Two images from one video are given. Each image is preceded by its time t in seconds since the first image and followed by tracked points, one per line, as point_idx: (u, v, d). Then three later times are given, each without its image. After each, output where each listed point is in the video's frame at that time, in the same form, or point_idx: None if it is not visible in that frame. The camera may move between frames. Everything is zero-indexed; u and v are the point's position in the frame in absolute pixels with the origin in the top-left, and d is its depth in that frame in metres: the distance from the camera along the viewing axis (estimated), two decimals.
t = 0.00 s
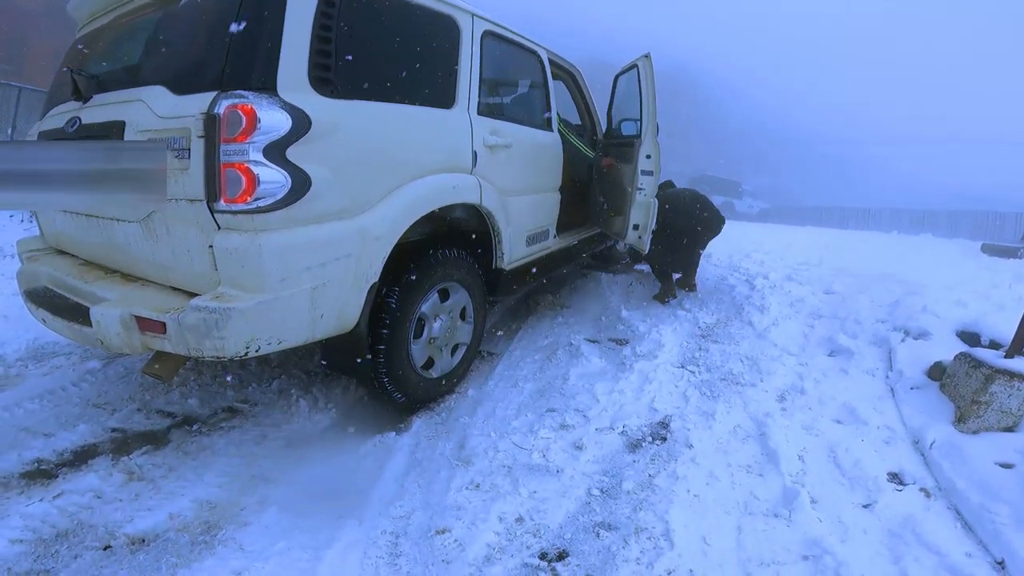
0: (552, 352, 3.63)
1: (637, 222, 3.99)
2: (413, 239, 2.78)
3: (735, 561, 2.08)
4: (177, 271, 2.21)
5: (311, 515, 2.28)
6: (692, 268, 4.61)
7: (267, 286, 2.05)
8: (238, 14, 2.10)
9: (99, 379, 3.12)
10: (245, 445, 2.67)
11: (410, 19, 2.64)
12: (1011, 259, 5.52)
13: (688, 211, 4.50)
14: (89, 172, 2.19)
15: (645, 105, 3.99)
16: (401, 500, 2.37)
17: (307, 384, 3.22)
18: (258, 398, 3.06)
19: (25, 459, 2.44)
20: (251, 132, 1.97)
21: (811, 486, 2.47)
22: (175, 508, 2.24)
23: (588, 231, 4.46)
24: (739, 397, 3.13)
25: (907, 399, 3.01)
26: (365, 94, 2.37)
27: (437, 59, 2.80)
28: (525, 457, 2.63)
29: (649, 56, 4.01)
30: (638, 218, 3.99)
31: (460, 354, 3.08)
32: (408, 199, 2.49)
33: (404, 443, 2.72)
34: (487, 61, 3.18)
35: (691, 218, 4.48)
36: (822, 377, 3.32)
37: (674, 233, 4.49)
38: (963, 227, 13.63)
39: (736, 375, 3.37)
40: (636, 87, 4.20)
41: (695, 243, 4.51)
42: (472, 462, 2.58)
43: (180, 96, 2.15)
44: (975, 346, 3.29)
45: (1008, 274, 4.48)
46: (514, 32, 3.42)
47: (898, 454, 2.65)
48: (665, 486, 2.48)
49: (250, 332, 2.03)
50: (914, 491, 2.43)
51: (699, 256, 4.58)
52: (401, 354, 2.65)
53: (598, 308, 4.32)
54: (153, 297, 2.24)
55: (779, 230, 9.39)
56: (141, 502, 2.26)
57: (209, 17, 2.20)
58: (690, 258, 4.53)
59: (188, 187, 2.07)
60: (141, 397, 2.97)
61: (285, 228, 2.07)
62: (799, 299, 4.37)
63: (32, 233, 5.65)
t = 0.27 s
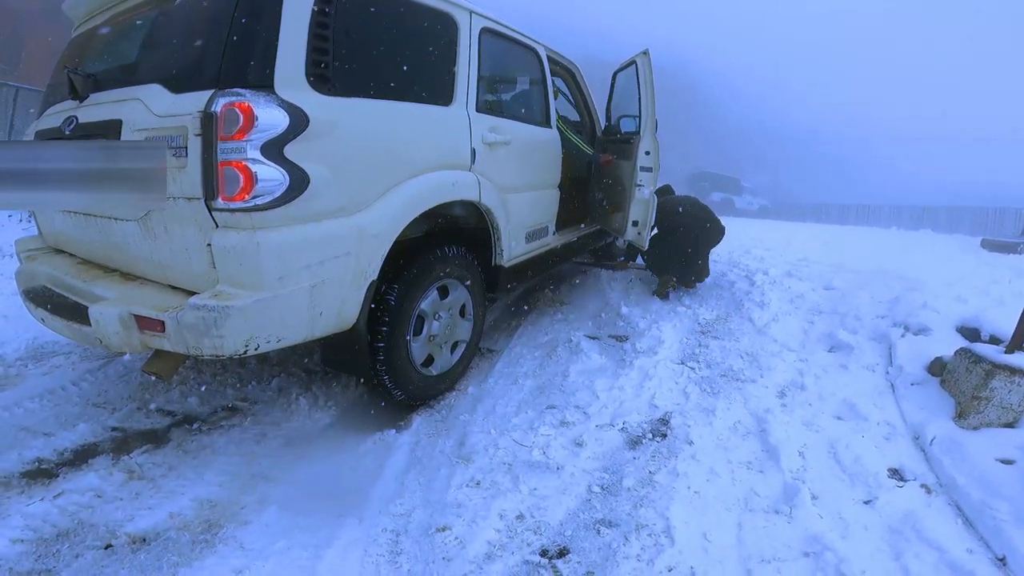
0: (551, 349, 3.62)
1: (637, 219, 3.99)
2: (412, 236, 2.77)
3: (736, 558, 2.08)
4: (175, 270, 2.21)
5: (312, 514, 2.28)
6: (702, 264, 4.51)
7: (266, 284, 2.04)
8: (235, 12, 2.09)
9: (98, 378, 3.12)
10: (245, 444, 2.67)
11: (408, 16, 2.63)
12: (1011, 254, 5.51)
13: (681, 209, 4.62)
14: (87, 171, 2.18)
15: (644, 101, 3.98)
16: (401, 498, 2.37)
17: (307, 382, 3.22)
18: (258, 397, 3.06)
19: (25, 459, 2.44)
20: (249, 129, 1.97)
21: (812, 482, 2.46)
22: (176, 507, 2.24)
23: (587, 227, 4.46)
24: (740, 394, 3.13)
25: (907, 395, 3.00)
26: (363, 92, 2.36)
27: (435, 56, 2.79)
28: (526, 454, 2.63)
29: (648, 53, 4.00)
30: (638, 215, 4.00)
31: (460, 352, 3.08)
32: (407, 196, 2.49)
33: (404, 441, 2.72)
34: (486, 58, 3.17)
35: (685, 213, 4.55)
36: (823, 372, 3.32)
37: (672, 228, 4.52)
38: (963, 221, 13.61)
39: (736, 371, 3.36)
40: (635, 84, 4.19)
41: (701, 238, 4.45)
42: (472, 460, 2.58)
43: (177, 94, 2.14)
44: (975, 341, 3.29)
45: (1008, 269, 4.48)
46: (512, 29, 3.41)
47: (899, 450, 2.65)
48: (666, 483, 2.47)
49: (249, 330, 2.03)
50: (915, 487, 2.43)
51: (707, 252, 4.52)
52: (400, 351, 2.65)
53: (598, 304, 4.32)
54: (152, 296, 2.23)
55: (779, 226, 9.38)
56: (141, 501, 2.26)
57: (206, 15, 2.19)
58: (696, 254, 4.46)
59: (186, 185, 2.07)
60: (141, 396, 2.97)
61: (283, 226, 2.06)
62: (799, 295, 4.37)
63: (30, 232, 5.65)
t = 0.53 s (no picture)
0: (553, 348, 3.62)
1: (638, 218, 3.99)
2: (414, 235, 2.77)
3: (739, 557, 2.08)
4: (177, 270, 2.21)
5: (315, 513, 2.28)
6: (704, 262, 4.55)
7: (268, 284, 2.04)
8: (236, 12, 2.09)
9: (101, 378, 3.12)
10: (248, 444, 2.67)
11: (409, 16, 2.63)
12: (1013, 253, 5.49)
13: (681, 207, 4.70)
14: (89, 172, 2.18)
15: (645, 100, 3.98)
16: (404, 497, 2.37)
17: (309, 382, 3.22)
18: (261, 397, 3.06)
19: (29, 459, 2.44)
20: (251, 130, 1.97)
21: (815, 481, 2.46)
22: (179, 507, 2.24)
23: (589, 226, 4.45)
24: (742, 393, 3.13)
25: (910, 394, 3.00)
26: (364, 92, 2.36)
27: (436, 55, 2.79)
28: (528, 453, 2.63)
29: (649, 51, 4.00)
30: (639, 213, 4.00)
31: (461, 351, 3.08)
32: (408, 196, 2.49)
33: (406, 441, 2.72)
34: (487, 58, 3.17)
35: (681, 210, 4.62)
36: (825, 371, 3.31)
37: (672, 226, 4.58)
38: (965, 219, 13.58)
39: (738, 370, 3.36)
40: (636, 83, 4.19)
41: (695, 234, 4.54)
42: (475, 459, 2.58)
43: (179, 94, 2.15)
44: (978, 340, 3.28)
45: (1010, 268, 4.46)
46: (513, 28, 3.41)
47: (902, 449, 2.64)
48: (668, 482, 2.47)
49: (251, 330, 2.03)
50: (918, 486, 2.43)
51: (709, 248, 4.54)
52: (402, 351, 2.65)
53: (600, 303, 4.32)
54: (154, 296, 2.24)
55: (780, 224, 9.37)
56: (144, 501, 2.26)
57: (207, 15, 2.19)
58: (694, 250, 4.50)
59: (188, 185, 2.07)
60: (143, 396, 2.97)
61: (285, 226, 2.06)
62: (801, 294, 4.36)
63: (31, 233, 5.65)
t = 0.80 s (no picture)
0: (554, 348, 3.62)
1: (638, 217, 3.99)
2: (414, 236, 2.77)
3: (741, 556, 2.08)
4: (177, 272, 2.21)
5: (317, 514, 2.28)
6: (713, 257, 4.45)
7: (268, 285, 2.04)
8: (234, 13, 2.09)
9: (102, 380, 3.12)
10: (249, 445, 2.67)
11: (407, 16, 2.63)
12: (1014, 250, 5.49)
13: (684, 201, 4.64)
14: (88, 174, 2.18)
15: (644, 100, 3.98)
16: (405, 498, 2.37)
17: (309, 383, 3.22)
18: (262, 398, 3.06)
19: (31, 461, 2.44)
20: (250, 131, 1.97)
21: (816, 480, 2.46)
22: (181, 508, 2.24)
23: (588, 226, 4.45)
24: (742, 391, 3.13)
25: (911, 392, 3.00)
26: (363, 93, 2.36)
27: (435, 56, 2.78)
28: (529, 453, 2.63)
29: (648, 51, 4.00)
30: (638, 212, 4.00)
31: (462, 352, 3.08)
32: (408, 197, 2.48)
33: (407, 441, 2.72)
34: (486, 58, 3.17)
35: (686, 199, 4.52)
36: (826, 370, 3.31)
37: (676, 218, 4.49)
38: (964, 216, 13.58)
39: (739, 369, 3.36)
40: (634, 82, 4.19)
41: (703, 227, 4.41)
42: (476, 460, 2.58)
43: (177, 96, 2.14)
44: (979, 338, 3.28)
45: (1010, 265, 4.46)
46: (512, 28, 3.40)
47: (903, 448, 2.64)
48: (670, 482, 2.47)
49: (252, 331, 2.03)
50: (920, 484, 2.42)
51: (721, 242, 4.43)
52: (403, 351, 2.65)
53: (600, 303, 4.31)
54: (154, 298, 2.23)
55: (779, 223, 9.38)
56: (146, 503, 2.26)
57: (205, 16, 2.19)
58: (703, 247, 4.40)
59: (187, 187, 2.07)
60: (144, 398, 2.97)
61: (285, 227, 2.06)
62: (801, 292, 4.36)
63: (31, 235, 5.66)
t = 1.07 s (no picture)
0: (555, 347, 3.62)
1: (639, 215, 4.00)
2: (415, 235, 2.77)
3: (743, 556, 2.07)
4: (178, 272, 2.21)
5: (318, 514, 2.28)
6: (741, 230, 4.58)
7: (269, 285, 2.04)
8: (234, 13, 2.08)
9: (103, 381, 3.12)
10: (250, 445, 2.67)
11: (407, 15, 2.62)
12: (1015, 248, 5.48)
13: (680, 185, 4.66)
14: (88, 174, 2.18)
15: (645, 98, 3.98)
16: (407, 497, 2.37)
17: (310, 383, 3.22)
18: (263, 397, 3.06)
19: (32, 462, 2.44)
20: (250, 130, 1.96)
21: (819, 479, 2.45)
22: (183, 508, 2.24)
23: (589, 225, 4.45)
24: (744, 390, 3.12)
25: (913, 390, 2.99)
26: (363, 92, 2.35)
27: (435, 55, 2.78)
28: (530, 453, 2.62)
29: (648, 49, 3.99)
30: (639, 210, 4.01)
31: (463, 351, 3.08)
32: (409, 196, 2.48)
33: (409, 441, 2.72)
34: (486, 57, 3.17)
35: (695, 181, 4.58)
36: (827, 368, 3.31)
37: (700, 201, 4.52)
38: (966, 213, 13.54)
39: (741, 367, 3.35)
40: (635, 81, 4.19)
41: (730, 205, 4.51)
42: (477, 459, 2.58)
43: (178, 95, 2.14)
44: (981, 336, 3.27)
45: (1012, 263, 4.45)
46: (512, 27, 3.40)
47: (906, 446, 2.63)
48: (672, 481, 2.47)
49: (252, 331, 2.02)
50: (923, 483, 2.42)
51: (744, 213, 4.53)
52: (404, 351, 2.65)
53: (601, 302, 4.31)
54: (155, 298, 2.23)
55: (780, 222, 9.37)
56: (148, 503, 2.26)
57: (205, 16, 2.18)
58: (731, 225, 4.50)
59: (188, 187, 2.06)
60: (146, 398, 2.97)
61: (286, 227, 2.06)
62: (802, 291, 4.36)
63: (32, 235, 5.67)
